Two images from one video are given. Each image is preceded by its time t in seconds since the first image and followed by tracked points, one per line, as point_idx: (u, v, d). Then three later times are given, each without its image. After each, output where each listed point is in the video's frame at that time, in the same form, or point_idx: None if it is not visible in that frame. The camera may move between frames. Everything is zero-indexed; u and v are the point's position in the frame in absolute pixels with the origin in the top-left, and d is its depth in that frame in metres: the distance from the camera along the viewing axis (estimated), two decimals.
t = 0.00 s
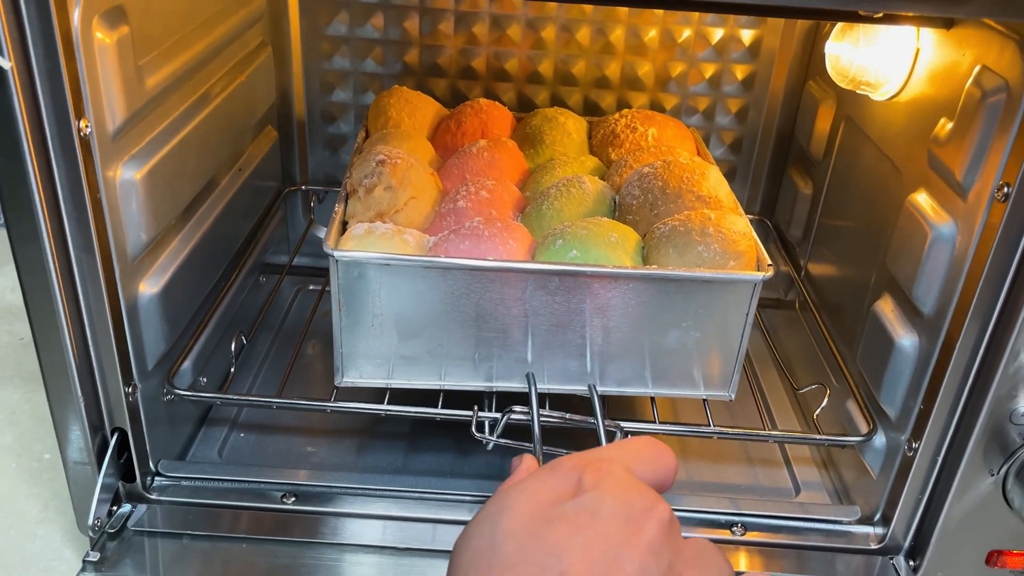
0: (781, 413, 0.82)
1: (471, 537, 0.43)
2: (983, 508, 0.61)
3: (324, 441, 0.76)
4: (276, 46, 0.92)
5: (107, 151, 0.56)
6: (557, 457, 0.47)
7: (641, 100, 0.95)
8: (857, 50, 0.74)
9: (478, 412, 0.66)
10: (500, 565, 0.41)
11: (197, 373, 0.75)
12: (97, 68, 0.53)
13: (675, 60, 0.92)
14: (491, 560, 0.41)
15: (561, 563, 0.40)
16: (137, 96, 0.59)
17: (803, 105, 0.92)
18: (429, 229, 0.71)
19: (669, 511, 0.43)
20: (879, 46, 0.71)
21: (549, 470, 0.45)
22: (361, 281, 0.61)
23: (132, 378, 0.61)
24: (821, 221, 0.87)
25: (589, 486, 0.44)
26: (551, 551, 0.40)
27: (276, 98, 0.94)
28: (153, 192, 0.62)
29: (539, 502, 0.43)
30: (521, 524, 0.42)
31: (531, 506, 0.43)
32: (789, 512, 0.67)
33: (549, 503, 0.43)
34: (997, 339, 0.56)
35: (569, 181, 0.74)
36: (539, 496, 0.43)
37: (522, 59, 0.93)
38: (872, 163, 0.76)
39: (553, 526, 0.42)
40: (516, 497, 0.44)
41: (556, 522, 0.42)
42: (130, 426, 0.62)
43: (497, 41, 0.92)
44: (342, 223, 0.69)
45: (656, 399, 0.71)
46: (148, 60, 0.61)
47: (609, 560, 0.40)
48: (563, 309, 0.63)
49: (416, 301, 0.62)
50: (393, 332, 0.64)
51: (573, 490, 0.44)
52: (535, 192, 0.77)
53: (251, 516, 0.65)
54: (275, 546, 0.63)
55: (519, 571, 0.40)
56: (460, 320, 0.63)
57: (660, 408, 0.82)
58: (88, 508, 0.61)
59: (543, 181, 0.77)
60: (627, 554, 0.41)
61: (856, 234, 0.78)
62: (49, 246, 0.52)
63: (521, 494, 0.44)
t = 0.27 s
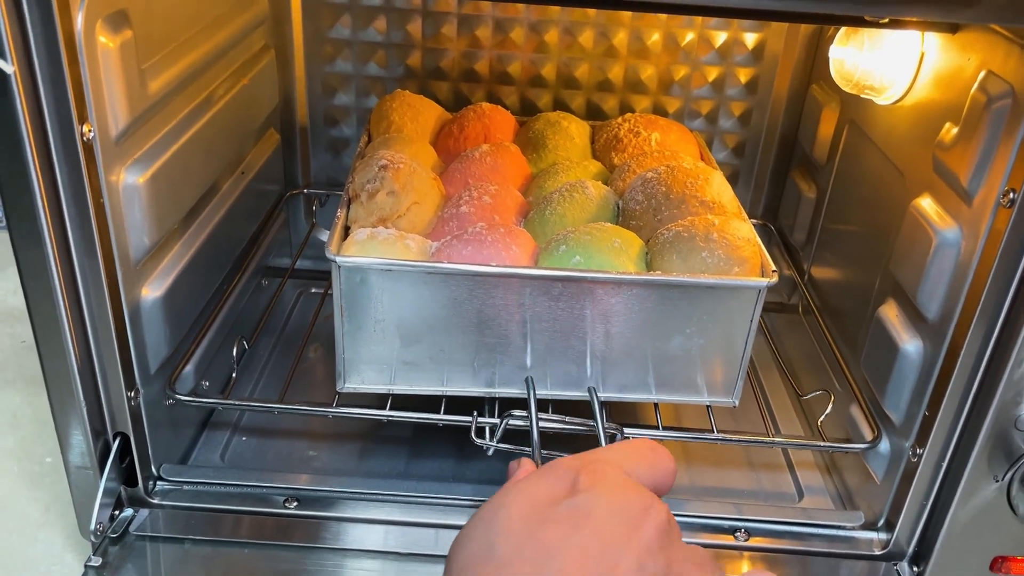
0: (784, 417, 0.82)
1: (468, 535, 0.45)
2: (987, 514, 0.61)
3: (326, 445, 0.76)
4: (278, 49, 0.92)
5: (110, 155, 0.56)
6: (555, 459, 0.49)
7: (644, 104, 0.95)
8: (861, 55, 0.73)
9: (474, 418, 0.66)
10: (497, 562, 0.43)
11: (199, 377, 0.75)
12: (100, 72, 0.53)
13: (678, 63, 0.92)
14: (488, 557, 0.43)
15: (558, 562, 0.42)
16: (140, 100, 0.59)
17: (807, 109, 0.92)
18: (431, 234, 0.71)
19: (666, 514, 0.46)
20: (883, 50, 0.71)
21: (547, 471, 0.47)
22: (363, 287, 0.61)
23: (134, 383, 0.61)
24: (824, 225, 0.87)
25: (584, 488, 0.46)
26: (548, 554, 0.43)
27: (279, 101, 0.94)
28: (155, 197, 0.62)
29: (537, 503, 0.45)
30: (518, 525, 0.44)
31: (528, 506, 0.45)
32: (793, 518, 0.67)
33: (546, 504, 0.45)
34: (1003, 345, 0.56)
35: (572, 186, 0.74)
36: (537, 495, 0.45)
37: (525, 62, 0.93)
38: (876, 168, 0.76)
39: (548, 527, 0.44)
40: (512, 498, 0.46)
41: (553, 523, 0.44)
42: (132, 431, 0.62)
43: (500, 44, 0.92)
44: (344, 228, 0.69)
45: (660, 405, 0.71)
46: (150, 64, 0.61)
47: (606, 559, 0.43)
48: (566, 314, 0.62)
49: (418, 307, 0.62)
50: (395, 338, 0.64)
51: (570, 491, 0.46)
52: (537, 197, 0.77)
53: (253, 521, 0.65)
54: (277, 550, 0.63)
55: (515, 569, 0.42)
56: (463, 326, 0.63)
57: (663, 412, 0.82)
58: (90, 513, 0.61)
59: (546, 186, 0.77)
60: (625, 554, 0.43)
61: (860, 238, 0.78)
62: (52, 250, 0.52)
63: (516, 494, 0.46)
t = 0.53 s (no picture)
0: (783, 422, 0.82)
1: (448, 477, 0.43)
2: (985, 520, 0.61)
3: (326, 450, 0.76)
4: (279, 54, 0.92)
5: (111, 162, 0.56)
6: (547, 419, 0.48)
7: (643, 109, 0.95)
8: (859, 61, 0.74)
9: (479, 427, 0.65)
10: (474, 496, 0.40)
11: (199, 382, 0.75)
12: (102, 79, 0.53)
13: (677, 69, 0.93)
14: (466, 493, 0.41)
15: (542, 499, 0.40)
16: (141, 107, 0.59)
17: (806, 115, 0.92)
18: (429, 243, 0.71)
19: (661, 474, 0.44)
20: (881, 57, 0.71)
21: (538, 425, 0.47)
22: (361, 296, 0.61)
23: (135, 388, 0.62)
24: (823, 231, 0.87)
25: (575, 439, 0.45)
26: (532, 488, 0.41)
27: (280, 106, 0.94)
28: (155, 203, 0.62)
29: (525, 449, 0.44)
30: (502, 465, 0.42)
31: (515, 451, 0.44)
32: (791, 523, 0.67)
33: (534, 450, 0.44)
34: (999, 353, 0.56)
35: (571, 195, 0.74)
36: (526, 442, 0.44)
37: (525, 67, 0.93)
38: (874, 174, 0.76)
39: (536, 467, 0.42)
40: (502, 445, 0.44)
41: (539, 465, 0.42)
42: (132, 435, 0.62)
43: (500, 49, 0.92)
44: (343, 237, 0.70)
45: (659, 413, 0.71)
46: (151, 70, 0.61)
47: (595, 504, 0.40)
48: (565, 324, 0.63)
49: (416, 316, 0.62)
50: (393, 348, 0.64)
51: (560, 442, 0.45)
52: (537, 206, 0.77)
53: (252, 526, 0.65)
54: (277, 555, 0.63)
55: (495, 500, 0.40)
56: (461, 335, 0.63)
57: (661, 417, 0.82)
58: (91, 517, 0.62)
59: (545, 195, 0.77)
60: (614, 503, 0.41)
61: (858, 244, 0.78)
62: (53, 257, 0.53)
63: (507, 442, 0.45)
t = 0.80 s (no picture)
0: (783, 425, 0.82)
1: (469, 455, 0.48)
2: (984, 522, 0.61)
3: (327, 452, 0.76)
4: (280, 57, 0.92)
5: (113, 165, 0.56)
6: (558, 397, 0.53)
7: (644, 112, 0.95)
8: (859, 65, 0.74)
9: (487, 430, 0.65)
10: (496, 471, 0.45)
11: (200, 385, 0.75)
12: (104, 82, 0.54)
13: (678, 72, 0.93)
14: (487, 469, 0.45)
15: (560, 476, 0.44)
16: (143, 110, 0.60)
17: (806, 118, 0.92)
18: (431, 246, 0.71)
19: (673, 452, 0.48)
20: (881, 61, 0.71)
21: (550, 404, 0.51)
22: (361, 300, 0.61)
23: (137, 391, 0.62)
24: (824, 233, 0.87)
25: (587, 415, 0.49)
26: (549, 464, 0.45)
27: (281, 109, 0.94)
28: (158, 206, 0.63)
29: (540, 426, 0.48)
30: (520, 442, 0.47)
31: (532, 429, 0.48)
32: (791, 526, 0.67)
33: (549, 427, 0.48)
34: (999, 357, 0.56)
35: (572, 199, 0.74)
36: (541, 421, 0.49)
37: (526, 70, 0.93)
38: (875, 177, 0.76)
39: (551, 441, 0.47)
40: (516, 424, 0.49)
41: (554, 439, 0.47)
42: (133, 438, 0.62)
43: (501, 52, 0.92)
44: (344, 240, 0.70)
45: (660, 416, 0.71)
46: (153, 74, 0.61)
47: (611, 481, 0.44)
48: (565, 327, 0.63)
49: (417, 319, 0.63)
50: (394, 351, 0.64)
51: (572, 418, 0.49)
52: (538, 209, 0.77)
53: (253, 528, 0.65)
54: (278, 558, 0.63)
55: (516, 475, 0.44)
56: (462, 338, 0.64)
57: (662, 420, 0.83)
58: (92, 520, 0.62)
59: (547, 198, 0.77)
60: (632, 478, 0.44)
61: (859, 246, 0.78)
62: (55, 260, 0.53)
63: (520, 421, 0.49)
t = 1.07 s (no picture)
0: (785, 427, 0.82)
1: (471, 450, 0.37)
2: (986, 524, 0.62)
3: (330, 454, 0.76)
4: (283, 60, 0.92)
5: (117, 167, 0.57)
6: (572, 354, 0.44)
7: (646, 114, 0.96)
8: (861, 68, 0.74)
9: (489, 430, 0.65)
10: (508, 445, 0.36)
11: (203, 386, 0.75)
12: (108, 85, 0.54)
13: (680, 74, 0.93)
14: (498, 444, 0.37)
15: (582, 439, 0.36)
16: (147, 113, 0.60)
17: (807, 121, 0.93)
18: (433, 247, 0.72)
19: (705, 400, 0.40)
20: (882, 63, 0.71)
21: (562, 363, 0.42)
22: (364, 301, 0.61)
23: (140, 392, 0.62)
24: (825, 235, 0.88)
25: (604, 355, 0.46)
26: (572, 426, 0.36)
27: (284, 111, 0.94)
28: (161, 208, 0.63)
29: (554, 388, 0.40)
30: (533, 408, 0.38)
31: (544, 392, 0.39)
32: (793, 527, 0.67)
33: (564, 388, 0.39)
34: (1000, 360, 0.57)
35: (574, 200, 0.74)
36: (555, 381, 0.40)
37: (528, 72, 0.93)
38: (877, 180, 0.76)
39: (573, 405, 0.38)
40: (527, 390, 0.40)
41: (573, 401, 0.38)
42: (137, 439, 0.62)
43: (503, 55, 0.92)
44: (347, 241, 0.70)
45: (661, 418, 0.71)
46: (157, 76, 0.61)
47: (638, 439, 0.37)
48: (568, 328, 0.63)
49: (420, 320, 0.63)
50: (397, 351, 0.64)
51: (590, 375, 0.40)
52: (540, 211, 0.77)
53: (256, 529, 0.65)
54: (280, 559, 0.64)
55: (532, 446, 0.35)
56: (465, 339, 0.64)
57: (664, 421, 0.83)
58: (96, 521, 0.62)
59: (549, 200, 0.77)
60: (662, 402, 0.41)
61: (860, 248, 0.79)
62: (60, 262, 0.53)
63: (531, 387, 0.40)
